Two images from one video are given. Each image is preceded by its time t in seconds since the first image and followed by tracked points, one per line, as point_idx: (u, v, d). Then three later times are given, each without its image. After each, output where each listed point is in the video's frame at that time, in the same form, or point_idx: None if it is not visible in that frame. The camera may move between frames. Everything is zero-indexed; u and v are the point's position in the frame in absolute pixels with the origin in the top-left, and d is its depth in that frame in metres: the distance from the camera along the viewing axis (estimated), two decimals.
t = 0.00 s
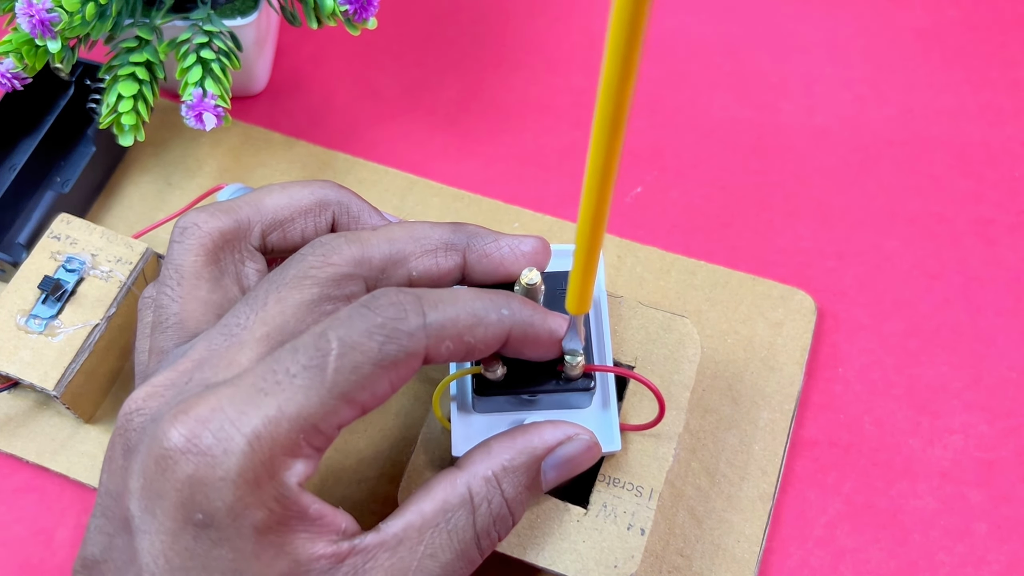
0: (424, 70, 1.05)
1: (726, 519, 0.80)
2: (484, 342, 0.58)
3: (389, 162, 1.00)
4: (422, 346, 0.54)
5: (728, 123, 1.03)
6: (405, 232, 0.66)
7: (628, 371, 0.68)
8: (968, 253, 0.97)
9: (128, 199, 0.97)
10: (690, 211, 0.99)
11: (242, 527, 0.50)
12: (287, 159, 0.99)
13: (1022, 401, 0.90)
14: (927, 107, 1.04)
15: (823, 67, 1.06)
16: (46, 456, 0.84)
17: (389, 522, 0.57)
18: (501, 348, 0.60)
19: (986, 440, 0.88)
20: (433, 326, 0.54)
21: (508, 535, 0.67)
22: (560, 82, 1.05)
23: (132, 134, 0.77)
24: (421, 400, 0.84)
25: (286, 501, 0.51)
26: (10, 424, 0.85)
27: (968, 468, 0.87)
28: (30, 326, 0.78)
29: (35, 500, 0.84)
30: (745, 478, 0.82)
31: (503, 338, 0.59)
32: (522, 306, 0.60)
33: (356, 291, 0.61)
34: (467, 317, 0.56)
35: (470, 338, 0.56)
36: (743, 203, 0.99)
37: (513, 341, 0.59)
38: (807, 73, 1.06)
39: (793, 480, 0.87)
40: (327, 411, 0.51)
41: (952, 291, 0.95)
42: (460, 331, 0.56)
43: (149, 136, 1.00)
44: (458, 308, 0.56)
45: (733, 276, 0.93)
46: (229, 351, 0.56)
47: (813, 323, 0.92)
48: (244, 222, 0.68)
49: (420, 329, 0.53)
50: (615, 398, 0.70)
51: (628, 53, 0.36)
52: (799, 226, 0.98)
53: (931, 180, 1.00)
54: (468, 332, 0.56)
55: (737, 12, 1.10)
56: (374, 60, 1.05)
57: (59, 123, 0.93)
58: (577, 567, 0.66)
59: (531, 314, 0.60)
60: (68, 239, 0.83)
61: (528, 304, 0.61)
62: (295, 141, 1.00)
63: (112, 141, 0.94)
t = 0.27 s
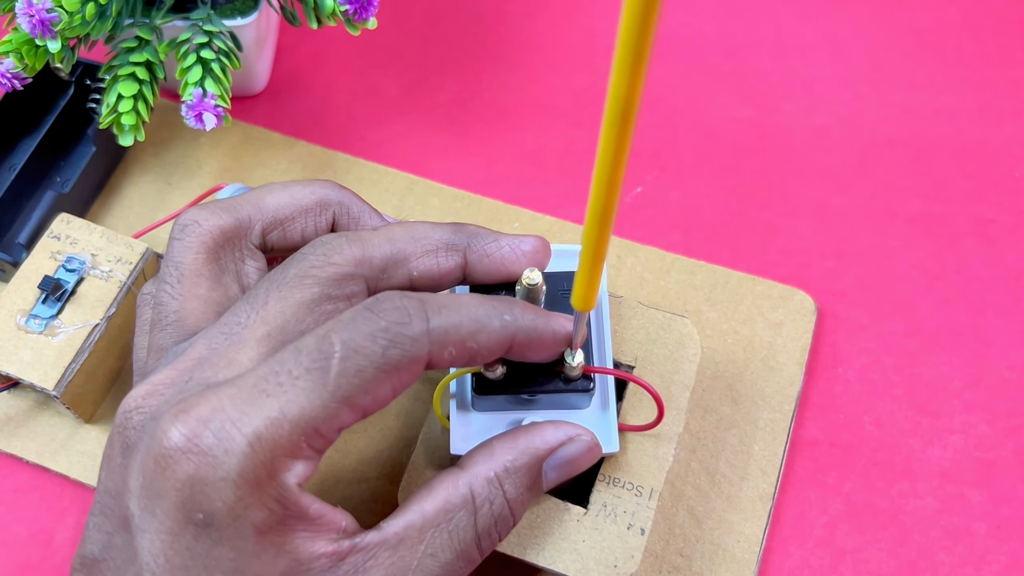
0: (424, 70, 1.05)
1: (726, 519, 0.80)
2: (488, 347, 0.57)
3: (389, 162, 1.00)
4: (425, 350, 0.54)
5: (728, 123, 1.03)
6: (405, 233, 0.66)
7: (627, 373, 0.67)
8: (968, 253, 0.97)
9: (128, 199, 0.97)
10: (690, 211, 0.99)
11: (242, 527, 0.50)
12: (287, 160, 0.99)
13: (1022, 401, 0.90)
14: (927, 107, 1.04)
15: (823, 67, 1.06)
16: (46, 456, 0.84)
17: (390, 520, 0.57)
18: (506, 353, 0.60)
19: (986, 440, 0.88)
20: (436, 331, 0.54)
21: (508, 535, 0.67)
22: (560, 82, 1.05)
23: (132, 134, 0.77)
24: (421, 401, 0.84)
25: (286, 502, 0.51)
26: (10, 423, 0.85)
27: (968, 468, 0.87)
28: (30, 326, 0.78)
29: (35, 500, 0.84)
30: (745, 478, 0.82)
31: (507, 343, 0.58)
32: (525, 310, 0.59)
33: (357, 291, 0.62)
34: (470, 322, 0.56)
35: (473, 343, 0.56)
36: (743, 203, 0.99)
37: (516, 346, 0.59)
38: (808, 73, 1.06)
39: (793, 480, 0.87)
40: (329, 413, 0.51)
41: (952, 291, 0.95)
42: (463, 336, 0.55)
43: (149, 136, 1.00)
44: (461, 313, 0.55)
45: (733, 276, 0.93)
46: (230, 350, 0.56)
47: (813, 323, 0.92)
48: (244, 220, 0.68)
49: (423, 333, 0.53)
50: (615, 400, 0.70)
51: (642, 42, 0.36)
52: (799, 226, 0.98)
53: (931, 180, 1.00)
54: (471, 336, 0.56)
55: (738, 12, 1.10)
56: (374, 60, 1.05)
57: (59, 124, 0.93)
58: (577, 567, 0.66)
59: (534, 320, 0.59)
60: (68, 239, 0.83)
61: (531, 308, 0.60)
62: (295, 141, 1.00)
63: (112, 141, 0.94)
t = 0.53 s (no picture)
0: (423, 71, 1.05)
1: (727, 518, 0.80)
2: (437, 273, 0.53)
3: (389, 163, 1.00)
4: (365, 307, 0.50)
5: (728, 123, 1.03)
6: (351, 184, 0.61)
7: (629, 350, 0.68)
8: (968, 253, 0.97)
9: (128, 200, 0.96)
10: (690, 211, 0.99)
11: (189, 526, 0.47)
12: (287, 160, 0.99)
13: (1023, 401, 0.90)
14: (927, 107, 1.04)
15: (823, 67, 1.06)
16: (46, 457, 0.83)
17: (345, 522, 0.57)
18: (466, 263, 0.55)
19: (987, 440, 0.88)
20: (372, 283, 0.50)
21: (504, 532, 0.67)
22: (560, 82, 1.05)
23: (132, 134, 0.77)
24: (421, 401, 0.84)
25: (234, 493, 0.49)
26: (10, 425, 0.85)
27: (969, 468, 0.87)
28: (30, 327, 0.78)
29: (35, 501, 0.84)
30: (746, 476, 0.82)
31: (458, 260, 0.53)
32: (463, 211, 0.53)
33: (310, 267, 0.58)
34: (404, 263, 0.51)
35: (417, 280, 0.52)
36: (743, 203, 0.99)
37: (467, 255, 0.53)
38: (808, 73, 1.06)
39: (794, 481, 0.86)
40: (272, 392, 0.48)
41: (952, 291, 0.95)
42: (402, 279, 0.51)
43: (149, 137, 1.00)
44: (392, 254, 0.51)
45: (733, 276, 0.93)
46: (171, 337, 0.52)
47: (813, 321, 0.91)
48: (201, 205, 0.65)
49: (359, 289, 0.50)
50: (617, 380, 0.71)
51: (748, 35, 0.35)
52: (799, 226, 0.98)
53: (931, 180, 1.00)
54: (411, 274, 0.51)
55: (737, 13, 1.10)
56: (374, 61, 1.05)
57: (60, 125, 0.93)
58: (576, 565, 0.66)
59: (477, 203, 0.53)
60: (68, 240, 0.83)
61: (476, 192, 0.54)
62: (295, 142, 1.00)
63: (112, 142, 0.94)
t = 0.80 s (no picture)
0: (423, 70, 1.04)
1: (728, 517, 0.80)
2: (396, 218, 0.59)
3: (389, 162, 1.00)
4: (324, 255, 0.55)
5: (728, 122, 1.03)
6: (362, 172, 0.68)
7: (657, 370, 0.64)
8: (969, 253, 0.96)
9: (128, 200, 0.96)
10: (691, 211, 0.98)
11: (171, 472, 0.50)
12: (287, 160, 0.98)
13: None
14: (928, 106, 1.04)
15: (824, 66, 1.06)
16: (45, 457, 0.83)
17: (352, 486, 0.57)
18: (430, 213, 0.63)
19: (988, 440, 0.88)
20: (326, 232, 0.56)
21: (503, 531, 0.67)
22: (560, 82, 1.05)
23: (131, 134, 0.77)
24: (420, 400, 0.84)
25: (220, 441, 0.50)
26: (10, 425, 0.84)
27: (971, 468, 0.86)
28: (29, 327, 0.78)
29: (34, 501, 0.84)
30: (747, 475, 0.82)
31: (416, 205, 0.60)
32: (414, 163, 0.60)
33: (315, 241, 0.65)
34: (359, 213, 0.57)
35: (372, 225, 0.57)
36: (744, 203, 0.99)
37: (424, 199, 0.61)
38: (809, 72, 1.06)
39: (795, 481, 0.86)
40: (241, 341, 0.51)
41: (953, 291, 0.95)
42: (357, 226, 0.57)
43: (148, 137, 1.00)
44: (349, 211, 0.57)
45: (733, 275, 0.93)
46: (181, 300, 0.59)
47: (814, 319, 0.90)
48: (251, 190, 0.77)
49: (317, 241, 0.55)
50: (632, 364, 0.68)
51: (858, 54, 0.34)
52: (800, 226, 0.98)
53: (933, 179, 1.00)
54: (366, 220, 0.57)
55: (738, 11, 1.09)
56: (374, 60, 1.05)
57: (59, 125, 0.92)
58: (576, 564, 0.66)
59: (427, 156, 0.60)
60: (67, 240, 0.82)
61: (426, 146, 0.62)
62: (295, 141, 1.00)
63: (111, 142, 0.93)
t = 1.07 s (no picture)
0: (423, 70, 1.04)
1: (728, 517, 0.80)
2: (416, 229, 0.59)
3: (389, 162, 1.00)
4: (352, 274, 0.56)
5: (729, 122, 1.03)
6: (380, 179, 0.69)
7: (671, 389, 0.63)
8: (969, 253, 0.96)
9: (128, 200, 0.96)
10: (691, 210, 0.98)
11: (185, 476, 0.50)
12: (287, 160, 0.98)
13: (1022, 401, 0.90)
14: (928, 106, 1.03)
15: (824, 66, 1.06)
16: (45, 456, 0.83)
17: (361, 486, 0.57)
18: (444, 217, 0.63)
19: (987, 440, 0.88)
20: (352, 250, 0.57)
21: (504, 531, 0.67)
22: (560, 81, 1.05)
23: (132, 134, 0.77)
24: (421, 400, 0.84)
25: (233, 447, 0.51)
26: (10, 424, 0.84)
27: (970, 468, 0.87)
28: (29, 327, 0.78)
29: (35, 501, 0.84)
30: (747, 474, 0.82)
31: (433, 212, 0.60)
32: (426, 169, 0.61)
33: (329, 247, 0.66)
34: (381, 228, 0.58)
35: (394, 240, 0.58)
36: (744, 203, 0.99)
37: (440, 206, 0.61)
38: (809, 71, 1.06)
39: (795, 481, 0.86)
40: (266, 350, 0.52)
41: (953, 291, 0.95)
42: (382, 242, 0.58)
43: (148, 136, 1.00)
44: (370, 230, 0.58)
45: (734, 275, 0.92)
46: (194, 303, 0.60)
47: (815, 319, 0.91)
48: (264, 189, 0.77)
49: (344, 260, 0.56)
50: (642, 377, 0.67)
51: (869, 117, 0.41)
52: (800, 226, 0.98)
53: (933, 179, 1.00)
54: (389, 234, 0.58)
55: (738, 11, 1.09)
56: (373, 59, 1.04)
57: (59, 124, 0.92)
58: (576, 564, 0.66)
59: (438, 159, 0.61)
60: (67, 240, 0.82)
61: (435, 149, 0.62)
62: (295, 141, 1.00)
63: (112, 142, 0.93)
